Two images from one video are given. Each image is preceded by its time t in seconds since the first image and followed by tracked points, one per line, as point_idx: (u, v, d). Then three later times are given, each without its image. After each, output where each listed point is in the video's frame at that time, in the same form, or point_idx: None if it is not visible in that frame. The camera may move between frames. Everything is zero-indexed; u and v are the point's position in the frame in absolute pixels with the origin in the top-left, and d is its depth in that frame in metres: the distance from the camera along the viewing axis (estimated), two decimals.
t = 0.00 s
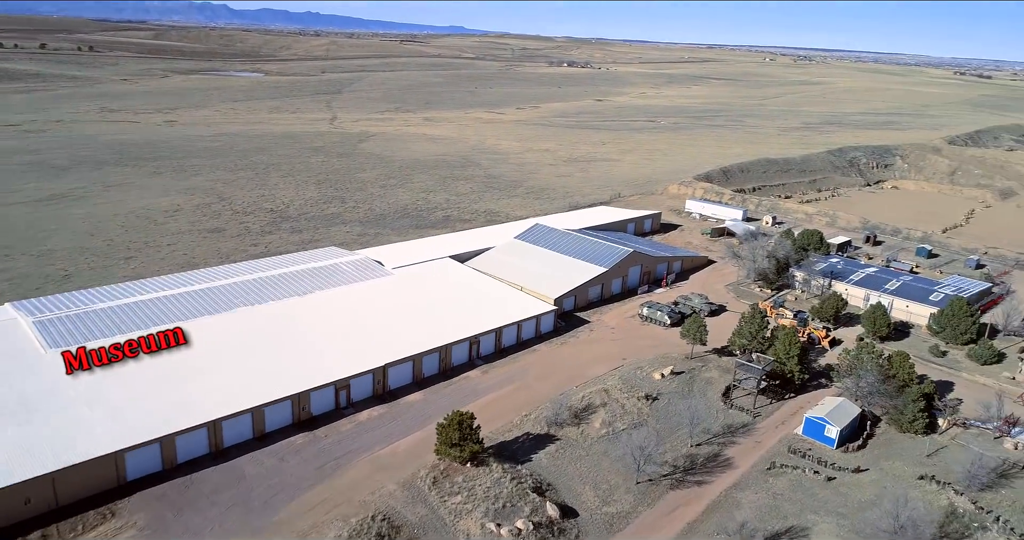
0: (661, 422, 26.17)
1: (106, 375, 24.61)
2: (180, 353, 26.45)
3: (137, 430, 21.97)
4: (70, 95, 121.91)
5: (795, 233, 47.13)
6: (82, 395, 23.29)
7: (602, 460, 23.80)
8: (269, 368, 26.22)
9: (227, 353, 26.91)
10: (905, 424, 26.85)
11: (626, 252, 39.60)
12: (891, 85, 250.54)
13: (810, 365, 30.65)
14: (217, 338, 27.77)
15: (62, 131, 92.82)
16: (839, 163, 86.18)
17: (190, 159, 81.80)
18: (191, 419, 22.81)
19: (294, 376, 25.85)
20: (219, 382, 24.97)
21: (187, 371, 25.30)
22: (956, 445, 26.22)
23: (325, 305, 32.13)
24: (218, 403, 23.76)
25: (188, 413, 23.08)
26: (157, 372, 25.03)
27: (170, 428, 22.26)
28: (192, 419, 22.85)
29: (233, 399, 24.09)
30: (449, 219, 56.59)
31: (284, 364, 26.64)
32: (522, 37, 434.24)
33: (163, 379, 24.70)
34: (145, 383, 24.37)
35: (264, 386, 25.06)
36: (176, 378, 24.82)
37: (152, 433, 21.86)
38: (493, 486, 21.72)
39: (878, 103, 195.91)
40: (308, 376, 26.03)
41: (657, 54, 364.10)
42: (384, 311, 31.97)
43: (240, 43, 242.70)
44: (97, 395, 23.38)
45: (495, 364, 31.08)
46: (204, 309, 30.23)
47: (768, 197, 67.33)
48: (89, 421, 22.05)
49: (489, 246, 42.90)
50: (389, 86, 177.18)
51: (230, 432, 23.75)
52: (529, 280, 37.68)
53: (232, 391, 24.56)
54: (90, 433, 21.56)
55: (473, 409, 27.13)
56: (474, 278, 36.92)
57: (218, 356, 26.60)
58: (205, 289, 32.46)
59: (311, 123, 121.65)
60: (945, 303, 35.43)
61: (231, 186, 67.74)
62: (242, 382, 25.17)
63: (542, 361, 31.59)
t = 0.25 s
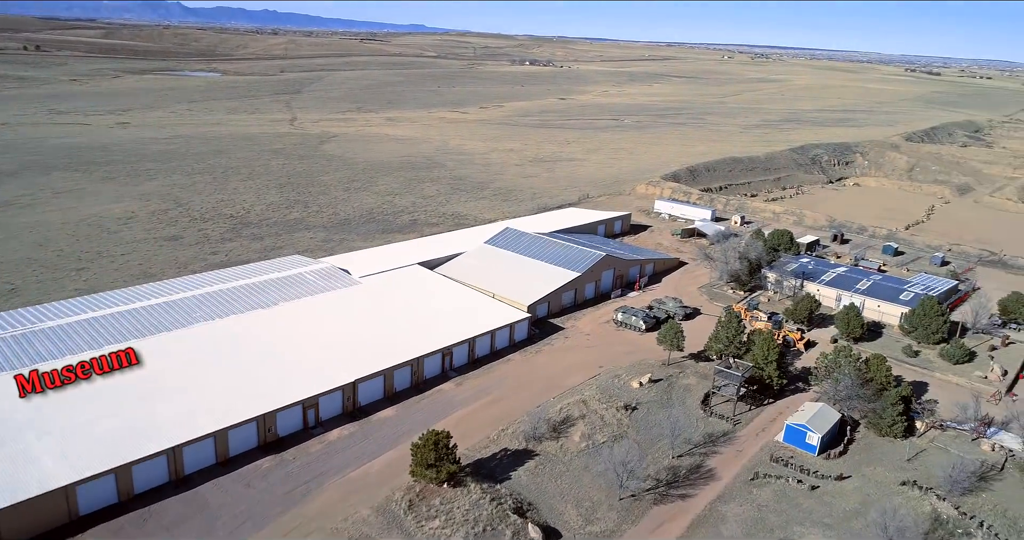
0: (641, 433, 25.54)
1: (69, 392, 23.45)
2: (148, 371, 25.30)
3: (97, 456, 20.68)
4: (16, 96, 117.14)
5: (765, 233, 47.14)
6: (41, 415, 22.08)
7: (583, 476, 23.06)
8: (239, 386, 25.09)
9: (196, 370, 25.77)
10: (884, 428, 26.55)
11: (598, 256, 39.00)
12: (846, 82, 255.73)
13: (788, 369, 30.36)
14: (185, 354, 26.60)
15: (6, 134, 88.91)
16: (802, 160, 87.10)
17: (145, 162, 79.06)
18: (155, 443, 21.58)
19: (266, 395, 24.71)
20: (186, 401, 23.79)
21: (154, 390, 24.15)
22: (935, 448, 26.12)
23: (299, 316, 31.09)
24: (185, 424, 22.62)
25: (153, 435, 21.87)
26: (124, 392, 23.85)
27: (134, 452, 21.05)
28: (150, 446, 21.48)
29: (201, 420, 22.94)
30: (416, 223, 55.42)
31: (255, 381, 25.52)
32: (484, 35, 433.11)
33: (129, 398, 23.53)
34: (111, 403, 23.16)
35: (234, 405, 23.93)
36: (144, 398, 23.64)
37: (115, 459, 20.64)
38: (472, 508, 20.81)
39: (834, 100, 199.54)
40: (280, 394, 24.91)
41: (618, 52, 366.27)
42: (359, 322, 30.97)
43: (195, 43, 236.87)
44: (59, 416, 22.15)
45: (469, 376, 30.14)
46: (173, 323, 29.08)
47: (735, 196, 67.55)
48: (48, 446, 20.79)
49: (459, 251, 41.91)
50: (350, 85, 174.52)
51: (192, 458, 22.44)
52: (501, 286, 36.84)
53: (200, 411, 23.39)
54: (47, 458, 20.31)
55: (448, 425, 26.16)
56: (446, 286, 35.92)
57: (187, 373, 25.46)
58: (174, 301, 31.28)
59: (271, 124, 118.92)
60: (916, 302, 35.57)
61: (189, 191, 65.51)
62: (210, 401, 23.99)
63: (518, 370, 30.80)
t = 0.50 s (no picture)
0: (619, 447, 24.79)
1: (32, 418, 22.23)
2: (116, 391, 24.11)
3: (61, 489, 19.48)
4: None
5: (731, 234, 46.99)
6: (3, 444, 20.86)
7: (562, 496, 22.21)
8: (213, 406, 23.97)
9: (167, 389, 24.62)
10: (861, 433, 26.47)
11: (567, 261, 38.23)
12: (797, 79, 260.66)
13: (762, 375, 30.00)
14: (155, 372, 25.40)
15: None
16: (761, 158, 87.88)
17: (89, 168, 75.65)
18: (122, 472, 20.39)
19: (239, 417, 23.58)
20: (156, 425, 22.62)
21: (122, 413, 22.96)
22: (912, 452, 26.00)
23: (273, 329, 29.98)
24: (155, 450, 21.45)
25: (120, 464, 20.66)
26: (91, 415, 22.66)
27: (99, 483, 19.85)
28: (98, 483, 19.92)
29: (171, 445, 21.78)
30: (377, 228, 53.93)
31: (228, 401, 24.38)
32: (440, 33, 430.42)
33: (96, 422, 22.33)
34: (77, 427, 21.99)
35: (207, 428, 22.80)
36: (111, 422, 22.44)
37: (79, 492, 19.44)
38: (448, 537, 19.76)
39: (787, 97, 202.97)
40: (254, 415, 23.80)
41: (575, 50, 367.52)
42: (334, 335, 29.86)
43: (141, 42, 229.40)
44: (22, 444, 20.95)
45: (438, 391, 29.02)
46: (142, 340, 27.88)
47: (697, 196, 67.57)
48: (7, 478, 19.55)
49: (423, 258, 40.68)
50: (304, 85, 170.88)
51: (144, 493, 20.90)
52: (468, 295, 35.79)
53: (171, 435, 22.24)
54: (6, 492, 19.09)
55: (419, 445, 25.05)
56: (411, 296, 34.70)
57: (159, 394, 24.30)
58: (142, 315, 30.10)
59: (222, 125, 115.37)
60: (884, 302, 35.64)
61: (137, 198, 62.77)
62: (182, 424, 22.85)
63: (490, 383, 29.86)
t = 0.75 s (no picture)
0: (602, 462, 24.08)
1: (31, 432, 21.87)
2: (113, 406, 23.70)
3: (59, 506, 19.03)
4: None
5: (703, 235, 46.76)
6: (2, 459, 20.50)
7: (546, 516, 21.40)
8: (212, 419, 23.55)
9: (165, 402, 24.21)
10: (843, 439, 26.25)
11: (541, 267, 37.48)
12: (758, 76, 264.44)
13: (742, 380, 29.60)
14: (122, 393, 24.36)
15: None
16: (728, 157, 88.30)
17: (39, 173, 72.56)
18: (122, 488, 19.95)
19: (237, 429, 23.14)
20: (155, 438, 22.22)
21: (120, 427, 22.55)
22: (894, 457, 25.81)
23: (267, 338, 29.51)
24: (155, 465, 21.02)
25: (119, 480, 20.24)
26: (89, 430, 22.27)
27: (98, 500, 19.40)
28: (50, 522, 18.51)
29: (171, 460, 21.35)
30: (344, 233, 52.53)
31: (227, 413, 23.96)
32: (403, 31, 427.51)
33: (95, 437, 21.94)
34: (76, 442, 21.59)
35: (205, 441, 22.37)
36: (110, 437, 22.03)
37: (77, 509, 18.99)
38: None
39: (749, 94, 205.50)
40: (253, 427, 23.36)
41: (539, 49, 367.78)
42: (327, 343, 29.38)
43: (93, 40, 222.38)
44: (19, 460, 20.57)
45: (412, 406, 28.00)
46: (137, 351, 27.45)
47: (667, 196, 67.42)
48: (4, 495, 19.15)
49: (393, 265, 39.52)
50: (265, 85, 167.39)
51: (101, 529, 19.57)
52: (441, 303, 34.78)
53: (169, 449, 21.82)
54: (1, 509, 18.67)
55: (394, 465, 24.04)
56: (381, 306, 33.57)
57: (157, 406, 23.91)
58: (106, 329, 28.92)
59: (180, 127, 112.11)
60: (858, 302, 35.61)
61: (91, 204, 60.29)
62: (185, 441, 22.28)
63: (467, 395, 29.01)
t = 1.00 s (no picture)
0: (581, 480, 23.24)
1: (20, 445, 21.50)
2: (125, 411, 23.80)
3: (70, 512, 19.04)
4: None
5: (671, 237, 46.35)
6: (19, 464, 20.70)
7: None
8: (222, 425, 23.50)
9: (176, 407, 24.26)
10: (823, 447, 25.90)
11: (510, 274, 36.53)
12: (714, 73, 267.68)
13: (719, 388, 29.10)
14: (111, 405, 23.96)
15: None
16: (690, 156, 88.50)
17: None
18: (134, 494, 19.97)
19: (245, 436, 23.04)
20: (166, 444, 22.23)
21: (131, 433, 22.60)
22: (874, 464, 25.54)
23: (270, 342, 29.37)
24: (166, 471, 20.99)
25: (130, 486, 20.26)
26: (92, 439, 22.12)
27: (109, 506, 19.38)
28: None
29: (181, 465, 21.36)
30: (304, 240, 50.83)
31: (235, 418, 23.92)
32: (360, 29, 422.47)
33: (109, 442, 22.06)
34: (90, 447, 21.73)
35: (216, 447, 22.33)
36: (112, 446, 21.86)
37: (88, 515, 18.99)
38: None
39: (706, 92, 207.67)
40: (262, 433, 23.29)
41: (497, 47, 366.52)
42: (311, 353, 28.75)
43: (34, 39, 213.76)
44: (35, 465, 20.72)
45: (381, 425, 26.78)
46: (141, 356, 27.43)
47: (632, 196, 67.06)
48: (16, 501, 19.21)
49: (357, 274, 38.11)
50: (217, 84, 162.79)
51: None
52: (408, 314, 33.59)
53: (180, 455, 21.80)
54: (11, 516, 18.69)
55: (364, 491, 22.84)
56: (346, 320, 32.20)
57: (159, 415, 23.73)
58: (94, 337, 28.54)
59: (128, 129, 108.04)
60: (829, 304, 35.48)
61: (34, 213, 57.30)
62: (170, 455, 21.77)
63: (439, 410, 27.99)
